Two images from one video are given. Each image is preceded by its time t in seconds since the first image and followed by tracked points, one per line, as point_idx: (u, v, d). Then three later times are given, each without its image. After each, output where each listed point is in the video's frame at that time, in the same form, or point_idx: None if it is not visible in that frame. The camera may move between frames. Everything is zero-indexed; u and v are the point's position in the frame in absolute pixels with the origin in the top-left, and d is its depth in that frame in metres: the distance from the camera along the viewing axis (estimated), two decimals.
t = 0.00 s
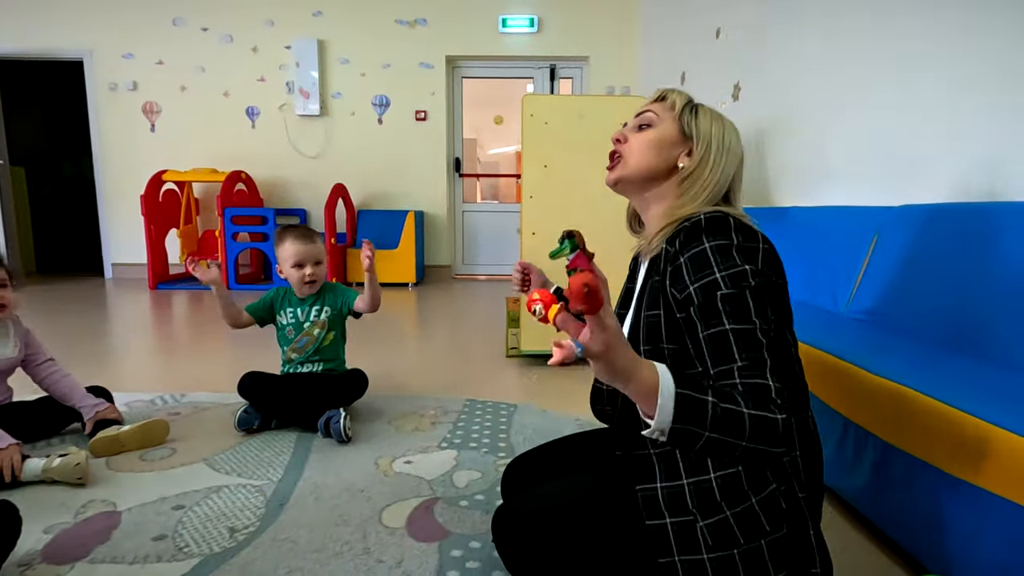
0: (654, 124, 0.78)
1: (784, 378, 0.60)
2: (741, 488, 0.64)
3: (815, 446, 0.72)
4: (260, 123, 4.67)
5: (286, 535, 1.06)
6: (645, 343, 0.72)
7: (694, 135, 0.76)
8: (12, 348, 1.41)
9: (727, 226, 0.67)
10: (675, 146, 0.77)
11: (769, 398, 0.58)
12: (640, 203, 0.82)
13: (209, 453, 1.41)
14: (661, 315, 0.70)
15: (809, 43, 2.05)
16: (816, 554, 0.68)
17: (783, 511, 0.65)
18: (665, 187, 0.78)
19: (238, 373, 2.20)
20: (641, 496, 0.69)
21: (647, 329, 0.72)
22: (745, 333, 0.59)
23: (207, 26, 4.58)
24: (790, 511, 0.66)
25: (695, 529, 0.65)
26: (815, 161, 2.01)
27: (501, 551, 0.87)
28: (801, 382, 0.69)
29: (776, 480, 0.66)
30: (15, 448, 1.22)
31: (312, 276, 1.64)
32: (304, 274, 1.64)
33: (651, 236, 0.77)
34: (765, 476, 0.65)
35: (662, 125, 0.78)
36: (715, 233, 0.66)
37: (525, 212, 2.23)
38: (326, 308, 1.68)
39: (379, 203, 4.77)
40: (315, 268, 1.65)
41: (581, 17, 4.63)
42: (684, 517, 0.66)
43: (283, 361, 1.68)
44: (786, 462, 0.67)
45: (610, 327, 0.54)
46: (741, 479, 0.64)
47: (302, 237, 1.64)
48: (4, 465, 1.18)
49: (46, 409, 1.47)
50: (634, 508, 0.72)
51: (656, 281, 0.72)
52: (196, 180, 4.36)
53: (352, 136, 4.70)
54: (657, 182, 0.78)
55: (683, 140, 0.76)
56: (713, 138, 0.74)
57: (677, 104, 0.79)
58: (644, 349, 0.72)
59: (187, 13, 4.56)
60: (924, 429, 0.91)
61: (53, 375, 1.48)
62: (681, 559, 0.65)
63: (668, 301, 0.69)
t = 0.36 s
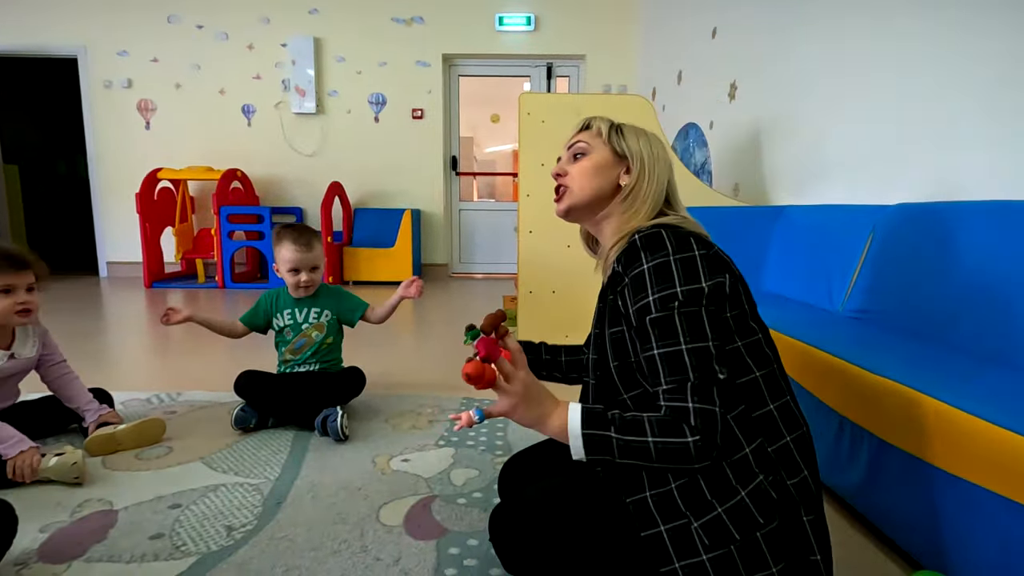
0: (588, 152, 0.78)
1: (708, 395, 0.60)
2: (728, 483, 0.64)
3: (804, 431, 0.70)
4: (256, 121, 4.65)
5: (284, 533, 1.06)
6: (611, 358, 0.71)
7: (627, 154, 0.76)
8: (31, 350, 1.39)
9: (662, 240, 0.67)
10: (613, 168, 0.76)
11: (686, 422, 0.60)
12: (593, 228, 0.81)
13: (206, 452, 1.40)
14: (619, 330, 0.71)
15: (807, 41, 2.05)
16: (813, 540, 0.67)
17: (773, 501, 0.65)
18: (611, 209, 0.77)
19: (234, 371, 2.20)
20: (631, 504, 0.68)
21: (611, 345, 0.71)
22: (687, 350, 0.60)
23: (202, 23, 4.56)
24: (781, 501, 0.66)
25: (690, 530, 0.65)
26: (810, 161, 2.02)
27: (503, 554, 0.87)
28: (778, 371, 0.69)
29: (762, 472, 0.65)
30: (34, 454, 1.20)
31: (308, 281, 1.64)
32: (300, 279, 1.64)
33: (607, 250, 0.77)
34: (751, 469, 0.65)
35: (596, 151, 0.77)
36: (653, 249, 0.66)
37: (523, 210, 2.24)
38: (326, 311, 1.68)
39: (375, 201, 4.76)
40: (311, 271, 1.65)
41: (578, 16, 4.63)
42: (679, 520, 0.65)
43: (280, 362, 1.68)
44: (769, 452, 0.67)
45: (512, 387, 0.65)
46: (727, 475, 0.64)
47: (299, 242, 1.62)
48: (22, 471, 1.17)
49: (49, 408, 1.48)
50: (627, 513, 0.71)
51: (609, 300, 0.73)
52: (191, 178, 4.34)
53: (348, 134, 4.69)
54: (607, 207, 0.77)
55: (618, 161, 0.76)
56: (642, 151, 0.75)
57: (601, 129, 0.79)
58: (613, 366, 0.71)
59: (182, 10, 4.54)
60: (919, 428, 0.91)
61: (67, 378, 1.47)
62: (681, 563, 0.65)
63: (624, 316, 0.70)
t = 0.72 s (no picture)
0: (556, 163, 0.77)
1: (636, 400, 0.62)
2: (711, 474, 0.64)
3: (787, 417, 0.70)
4: (252, 119, 4.63)
5: (282, 532, 1.06)
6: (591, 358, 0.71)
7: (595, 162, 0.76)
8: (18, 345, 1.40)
9: (629, 242, 0.66)
10: (583, 178, 0.76)
11: (608, 422, 0.63)
12: (568, 239, 0.81)
13: (203, 451, 1.40)
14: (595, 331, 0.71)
15: (804, 40, 2.05)
16: (801, 525, 0.67)
17: (757, 489, 0.65)
18: (586, 221, 0.77)
19: (230, 370, 2.19)
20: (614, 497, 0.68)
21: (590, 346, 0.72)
22: (628, 353, 0.62)
23: (198, 21, 4.54)
24: (765, 489, 0.65)
25: (675, 521, 0.65)
26: (807, 160, 2.02)
27: (499, 551, 0.87)
28: (755, 359, 0.68)
29: (744, 461, 0.65)
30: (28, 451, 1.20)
31: (313, 273, 1.63)
32: (305, 272, 1.63)
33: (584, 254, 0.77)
34: (732, 459, 0.64)
35: (564, 162, 0.77)
36: (619, 250, 0.66)
37: (519, 209, 2.24)
38: (327, 304, 1.67)
39: (373, 200, 4.75)
40: (316, 264, 1.64)
41: (575, 14, 4.63)
42: (664, 512, 0.65)
43: (279, 354, 1.67)
44: (752, 441, 0.66)
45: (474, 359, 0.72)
46: (709, 467, 0.64)
47: (304, 234, 1.63)
48: (17, 467, 1.16)
49: (44, 408, 1.47)
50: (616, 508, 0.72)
51: (584, 300, 0.73)
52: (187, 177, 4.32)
53: (346, 132, 4.68)
54: (582, 217, 0.77)
55: (586, 170, 0.76)
56: (607, 158, 0.76)
57: (564, 140, 0.78)
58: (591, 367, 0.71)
59: (178, 7, 4.52)
60: (917, 427, 0.91)
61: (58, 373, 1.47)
62: (668, 557, 0.65)
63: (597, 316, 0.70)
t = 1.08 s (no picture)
0: (571, 155, 0.77)
1: (705, 389, 0.60)
2: (719, 480, 0.64)
3: (795, 423, 0.70)
4: (251, 117, 4.62)
5: (281, 530, 1.05)
6: (607, 358, 0.71)
7: (610, 155, 0.76)
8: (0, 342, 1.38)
9: (652, 240, 0.66)
10: (597, 170, 0.76)
11: (685, 419, 0.59)
12: (583, 231, 0.80)
13: (201, 450, 1.40)
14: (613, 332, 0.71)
15: (804, 39, 2.05)
16: (807, 531, 0.68)
17: (765, 496, 0.65)
18: (599, 211, 0.77)
19: (229, 369, 2.19)
20: (622, 500, 0.68)
21: (606, 347, 0.71)
22: (682, 345, 0.60)
23: (196, 19, 4.53)
24: (772, 496, 0.66)
25: (681, 526, 0.65)
26: (806, 158, 2.02)
27: (501, 549, 0.87)
28: (769, 365, 0.68)
29: (754, 468, 0.65)
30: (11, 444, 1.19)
31: (315, 265, 1.63)
32: (306, 263, 1.63)
33: (599, 250, 0.76)
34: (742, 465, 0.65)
35: (579, 154, 0.76)
36: (642, 249, 0.66)
37: (519, 207, 2.24)
38: (325, 300, 1.66)
39: (371, 198, 4.74)
40: (318, 258, 1.64)
41: (574, 12, 4.62)
42: (669, 516, 0.65)
43: (278, 351, 1.67)
44: (761, 448, 0.66)
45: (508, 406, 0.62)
46: (718, 472, 0.64)
47: (308, 226, 1.63)
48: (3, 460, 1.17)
49: (37, 405, 1.47)
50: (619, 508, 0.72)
51: (603, 301, 0.73)
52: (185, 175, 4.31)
53: (344, 130, 4.67)
54: (596, 210, 0.77)
55: (601, 163, 0.76)
56: (623, 148, 0.75)
57: (579, 131, 0.78)
58: (608, 367, 0.71)
59: (176, 5, 4.50)
60: (918, 426, 0.91)
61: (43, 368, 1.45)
62: (671, 560, 0.65)
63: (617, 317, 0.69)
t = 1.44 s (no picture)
0: (609, 131, 0.77)
1: (756, 389, 0.58)
2: (730, 492, 0.64)
3: (810, 439, 0.71)
4: (253, 115, 4.62)
5: (283, 527, 1.06)
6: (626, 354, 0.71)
7: (648, 136, 0.74)
8: None
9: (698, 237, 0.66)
10: (632, 151, 0.76)
11: (736, 420, 0.57)
12: (614, 208, 0.82)
13: (204, 447, 1.40)
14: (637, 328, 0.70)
15: (807, 36, 2.04)
16: (814, 550, 0.68)
17: (774, 513, 0.65)
18: (629, 192, 0.77)
19: (231, 366, 2.20)
20: (629, 503, 0.67)
21: (627, 342, 0.71)
22: (733, 345, 0.58)
23: (198, 16, 4.53)
24: (782, 514, 0.66)
25: (686, 534, 0.65)
26: (809, 156, 2.01)
27: (502, 547, 0.87)
28: (790, 380, 0.69)
29: (767, 485, 0.65)
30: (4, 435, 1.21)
31: (319, 262, 1.64)
32: (311, 262, 1.63)
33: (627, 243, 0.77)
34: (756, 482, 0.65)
35: (617, 131, 0.76)
36: (686, 248, 0.66)
37: (522, 205, 2.24)
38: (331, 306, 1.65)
39: (373, 196, 4.74)
40: (321, 255, 1.65)
41: (577, 9, 4.61)
42: (676, 523, 0.65)
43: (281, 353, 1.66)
44: (775, 465, 0.66)
45: (540, 391, 0.60)
46: (730, 486, 0.64)
47: (310, 224, 1.64)
48: None
49: (39, 401, 1.47)
50: (624, 510, 0.72)
51: (632, 296, 0.72)
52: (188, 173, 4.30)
53: (347, 128, 4.67)
54: (625, 192, 0.77)
55: (638, 145, 0.75)
56: (663, 129, 0.73)
57: (623, 103, 0.77)
58: (625, 363, 0.71)
59: (179, 2, 4.51)
60: (919, 431, 0.91)
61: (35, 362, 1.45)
62: (673, 566, 0.65)
63: (645, 314, 0.69)
